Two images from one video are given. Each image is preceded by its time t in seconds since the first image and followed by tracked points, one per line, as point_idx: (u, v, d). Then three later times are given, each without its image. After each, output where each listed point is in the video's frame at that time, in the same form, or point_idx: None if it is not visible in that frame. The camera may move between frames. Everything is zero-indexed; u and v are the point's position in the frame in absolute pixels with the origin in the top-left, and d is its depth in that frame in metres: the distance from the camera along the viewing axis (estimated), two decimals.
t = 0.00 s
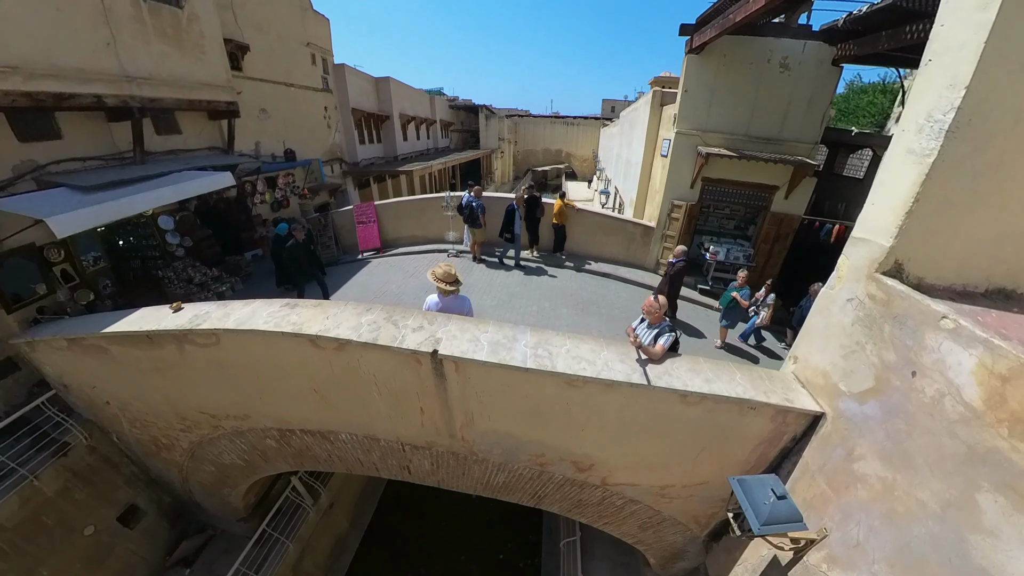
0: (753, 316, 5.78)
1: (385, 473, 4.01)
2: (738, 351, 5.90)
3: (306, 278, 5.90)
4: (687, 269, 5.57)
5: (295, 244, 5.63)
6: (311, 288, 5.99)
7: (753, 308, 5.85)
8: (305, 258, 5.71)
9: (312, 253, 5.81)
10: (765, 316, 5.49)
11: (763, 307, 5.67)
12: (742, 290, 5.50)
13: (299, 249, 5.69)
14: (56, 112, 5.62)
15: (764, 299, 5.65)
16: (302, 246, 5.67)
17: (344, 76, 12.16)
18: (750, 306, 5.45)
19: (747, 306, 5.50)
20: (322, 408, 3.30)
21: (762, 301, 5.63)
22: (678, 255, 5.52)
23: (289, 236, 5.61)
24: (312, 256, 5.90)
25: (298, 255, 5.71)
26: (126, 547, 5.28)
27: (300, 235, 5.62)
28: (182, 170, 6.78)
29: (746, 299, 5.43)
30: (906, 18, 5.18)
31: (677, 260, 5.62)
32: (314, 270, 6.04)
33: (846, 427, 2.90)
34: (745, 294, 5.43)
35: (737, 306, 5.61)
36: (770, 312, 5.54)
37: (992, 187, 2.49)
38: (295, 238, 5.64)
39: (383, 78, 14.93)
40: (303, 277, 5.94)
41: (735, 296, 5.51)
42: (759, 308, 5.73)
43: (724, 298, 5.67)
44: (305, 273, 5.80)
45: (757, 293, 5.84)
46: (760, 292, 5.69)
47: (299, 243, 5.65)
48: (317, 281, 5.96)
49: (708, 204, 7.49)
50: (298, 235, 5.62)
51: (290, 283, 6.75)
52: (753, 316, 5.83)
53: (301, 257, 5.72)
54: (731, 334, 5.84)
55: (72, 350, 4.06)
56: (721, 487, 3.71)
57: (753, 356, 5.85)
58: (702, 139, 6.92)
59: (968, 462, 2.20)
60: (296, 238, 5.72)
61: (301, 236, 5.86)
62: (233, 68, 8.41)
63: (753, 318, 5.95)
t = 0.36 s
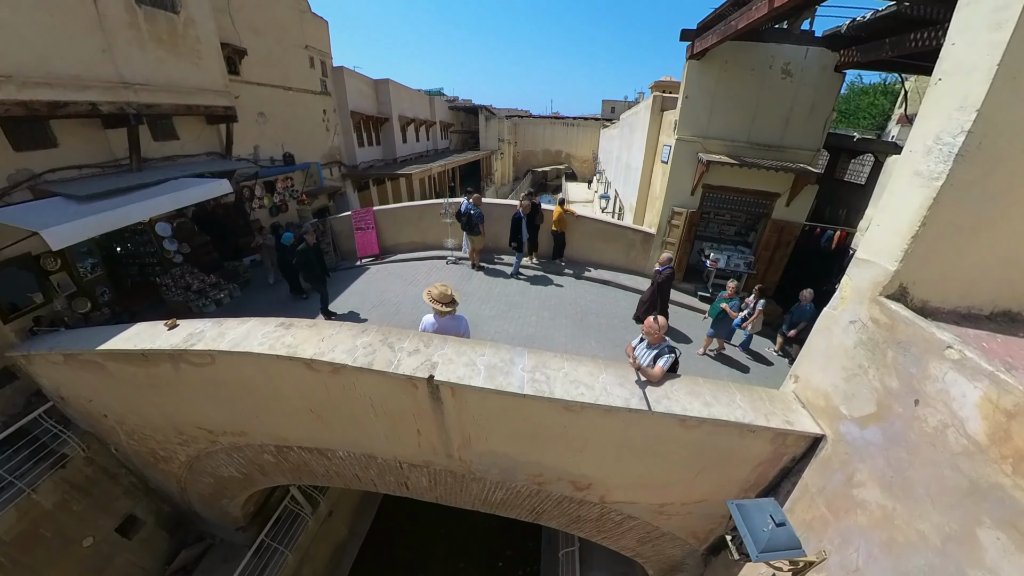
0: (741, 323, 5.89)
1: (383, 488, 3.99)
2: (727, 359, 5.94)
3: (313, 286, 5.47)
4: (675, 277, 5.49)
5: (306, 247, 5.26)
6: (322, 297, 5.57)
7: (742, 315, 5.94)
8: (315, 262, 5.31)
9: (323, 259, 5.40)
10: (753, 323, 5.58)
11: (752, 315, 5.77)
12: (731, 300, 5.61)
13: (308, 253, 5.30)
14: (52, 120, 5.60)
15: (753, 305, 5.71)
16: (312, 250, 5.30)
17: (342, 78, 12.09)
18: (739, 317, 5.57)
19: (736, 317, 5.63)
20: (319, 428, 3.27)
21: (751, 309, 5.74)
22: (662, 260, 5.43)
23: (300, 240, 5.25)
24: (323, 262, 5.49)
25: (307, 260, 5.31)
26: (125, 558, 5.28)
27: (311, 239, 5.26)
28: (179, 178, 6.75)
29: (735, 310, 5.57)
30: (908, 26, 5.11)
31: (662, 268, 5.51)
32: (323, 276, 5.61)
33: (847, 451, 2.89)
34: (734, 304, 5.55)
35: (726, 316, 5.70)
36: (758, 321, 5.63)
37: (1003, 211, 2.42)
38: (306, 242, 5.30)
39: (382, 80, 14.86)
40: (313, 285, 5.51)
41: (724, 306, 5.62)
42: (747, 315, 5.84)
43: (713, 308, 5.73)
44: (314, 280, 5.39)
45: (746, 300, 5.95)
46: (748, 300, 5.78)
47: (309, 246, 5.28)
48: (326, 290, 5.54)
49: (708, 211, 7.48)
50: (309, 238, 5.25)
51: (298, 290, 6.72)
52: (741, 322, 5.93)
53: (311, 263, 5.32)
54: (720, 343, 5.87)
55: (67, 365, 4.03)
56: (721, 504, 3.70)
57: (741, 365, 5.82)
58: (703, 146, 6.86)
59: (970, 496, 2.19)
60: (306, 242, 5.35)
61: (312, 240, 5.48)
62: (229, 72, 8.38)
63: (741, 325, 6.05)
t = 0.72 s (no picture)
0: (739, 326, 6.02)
1: (387, 507, 3.90)
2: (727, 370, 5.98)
3: (330, 299, 5.30)
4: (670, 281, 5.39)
5: (322, 260, 5.10)
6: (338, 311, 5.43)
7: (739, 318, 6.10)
8: (331, 277, 5.17)
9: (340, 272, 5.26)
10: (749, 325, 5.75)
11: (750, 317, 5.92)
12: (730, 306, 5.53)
13: (325, 267, 5.15)
14: (47, 125, 5.50)
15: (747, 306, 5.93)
16: (328, 263, 5.15)
17: (343, 80, 11.97)
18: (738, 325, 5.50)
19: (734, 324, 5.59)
20: (322, 450, 3.18)
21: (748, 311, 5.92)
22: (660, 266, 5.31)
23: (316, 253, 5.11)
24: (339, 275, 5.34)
25: (323, 274, 5.17)
26: (124, 571, 5.20)
27: (327, 252, 5.10)
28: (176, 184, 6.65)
29: (733, 317, 5.50)
30: (924, 32, 4.96)
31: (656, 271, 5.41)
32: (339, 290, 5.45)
33: (865, 477, 2.82)
34: (734, 311, 5.47)
35: (724, 323, 5.69)
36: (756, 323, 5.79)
37: None
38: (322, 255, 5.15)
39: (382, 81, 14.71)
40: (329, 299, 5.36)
41: (723, 314, 5.54)
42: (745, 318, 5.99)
43: (712, 315, 5.70)
44: (330, 294, 5.23)
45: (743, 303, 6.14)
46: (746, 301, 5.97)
47: (325, 260, 5.13)
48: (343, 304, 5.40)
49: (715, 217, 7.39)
50: (324, 252, 5.08)
51: (307, 299, 6.57)
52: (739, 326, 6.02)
53: (327, 277, 5.16)
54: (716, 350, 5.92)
55: (63, 381, 3.93)
56: (731, 524, 3.63)
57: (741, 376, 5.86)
58: (709, 151, 6.76)
59: (999, 534, 2.12)
60: (322, 255, 5.20)
61: (328, 253, 5.33)
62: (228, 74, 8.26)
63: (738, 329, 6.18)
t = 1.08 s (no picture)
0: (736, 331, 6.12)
1: (390, 526, 3.79)
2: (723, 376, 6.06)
3: (342, 306, 5.12)
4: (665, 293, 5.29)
5: (334, 267, 4.88)
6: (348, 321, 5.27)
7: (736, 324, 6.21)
8: (345, 284, 4.97)
9: (353, 279, 5.05)
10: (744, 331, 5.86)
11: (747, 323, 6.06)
12: (723, 313, 5.38)
13: (337, 275, 4.94)
14: (40, 130, 5.39)
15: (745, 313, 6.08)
16: (340, 270, 4.94)
17: (343, 81, 11.84)
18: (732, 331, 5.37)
19: (727, 332, 5.46)
20: (324, 472, 3.08)
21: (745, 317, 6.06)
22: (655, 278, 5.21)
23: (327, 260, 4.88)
24: (352, 282, 5.13)
25: (336, 282, 4.96)
26: None
27: (339, 259, 4.86)
28: (174, 189, 6.53)
29: (727, 324, 5.37)
30: (938, 37, 4.83)
31: (653, 281, 5.30)
32: (353, 299, 5.23)
33: (884, 502, 2.72)
34: (727, 318, 5.35)
35: (718, 331, 5.53)
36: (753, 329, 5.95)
37: None
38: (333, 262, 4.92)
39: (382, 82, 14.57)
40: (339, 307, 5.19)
41: (716, 321, 5.42)
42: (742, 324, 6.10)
43: (705, 321, 5.59)
44: (341, 302, 5.07)
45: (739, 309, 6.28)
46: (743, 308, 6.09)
47: (337, 267, 4.91)
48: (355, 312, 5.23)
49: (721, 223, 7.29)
50: (336, 258, 4.84)
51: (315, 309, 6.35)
52: (736, 331, 6.13)
53: (340, 285, 4.97)
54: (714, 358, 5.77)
55: (56, 396, 3.81)
56: (744, 544, 3.53)
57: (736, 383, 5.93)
58: (717, 156, 6.65)
59: None
60: (333, 262, 4.99)
61: (341, 260, 5.09)
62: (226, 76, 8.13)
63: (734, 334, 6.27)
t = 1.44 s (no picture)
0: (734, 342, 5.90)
1: (394, 552, 3.66)
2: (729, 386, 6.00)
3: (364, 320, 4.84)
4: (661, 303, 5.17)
5: (356, 282, 4.60)
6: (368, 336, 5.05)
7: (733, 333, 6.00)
8: (367, 300, 4.69)
9: (375, 294, 4.76)
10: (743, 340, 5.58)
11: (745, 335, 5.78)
12: (722, 321, 4.97)
13: (358, 290, 4.66)
14: (31, 136, 5.23)
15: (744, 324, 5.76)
16: (362, 285, 4.64)
17: (343, 82, 11.69)
18: (729, 341, 4.94)
19: (727, 340, 4.96)
20: (326, 503, 2.95)
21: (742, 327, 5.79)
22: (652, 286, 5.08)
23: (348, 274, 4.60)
24: (374, 297, 4.81)
25: (357, 297, 4.68)
26: None
27: (361, 273, 4.54)
28: (170, 197, 6.37)
29: (725, 332, 4.94)
30: (959, 43, 4.64)
31: (649, 287, 5.19)
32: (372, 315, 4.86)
33: (909, 538, 2.60)
34: (726, 326, 4.94)
35: (717, 339, 5.07)
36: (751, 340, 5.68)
37: None
38: (356, 276, 4.61)
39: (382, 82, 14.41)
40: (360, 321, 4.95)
41: (713, 327, 5.00)
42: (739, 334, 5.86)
43: (702, 328, 5.17)
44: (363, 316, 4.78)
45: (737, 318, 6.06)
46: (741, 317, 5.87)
47: (359, 282, 4.62)
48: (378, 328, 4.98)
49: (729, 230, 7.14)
50: (358, 272, 4.52)
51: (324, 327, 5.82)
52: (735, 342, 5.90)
53: (361, 300, 4.69)
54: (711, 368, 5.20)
55: (46, 418, 3.67)
56: (760, 572, 3.41)
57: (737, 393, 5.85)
58: (725, 162, 6.50)
59: None
60: (355, 275, 4.64)
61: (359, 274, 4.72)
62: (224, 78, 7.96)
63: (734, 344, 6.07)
